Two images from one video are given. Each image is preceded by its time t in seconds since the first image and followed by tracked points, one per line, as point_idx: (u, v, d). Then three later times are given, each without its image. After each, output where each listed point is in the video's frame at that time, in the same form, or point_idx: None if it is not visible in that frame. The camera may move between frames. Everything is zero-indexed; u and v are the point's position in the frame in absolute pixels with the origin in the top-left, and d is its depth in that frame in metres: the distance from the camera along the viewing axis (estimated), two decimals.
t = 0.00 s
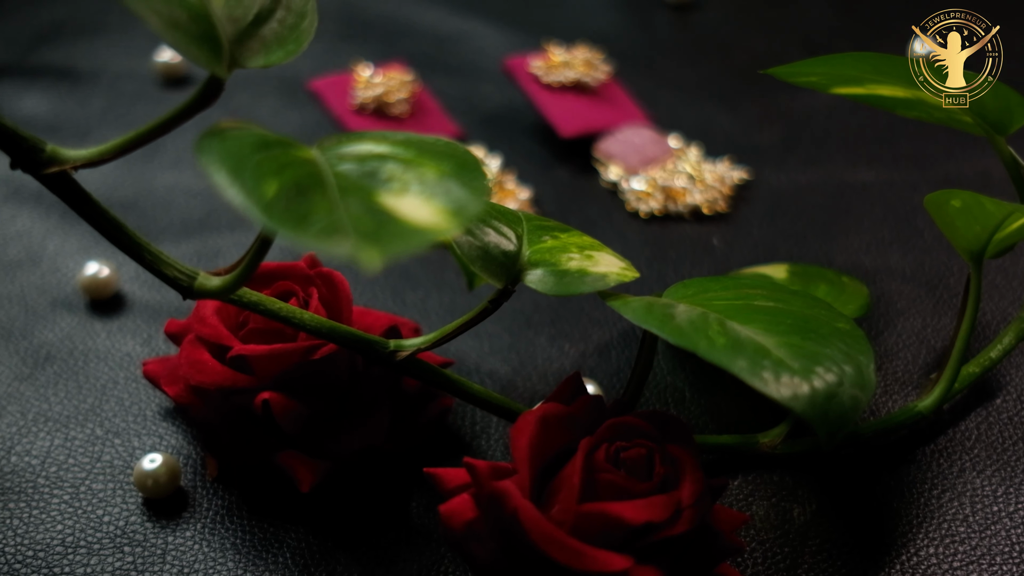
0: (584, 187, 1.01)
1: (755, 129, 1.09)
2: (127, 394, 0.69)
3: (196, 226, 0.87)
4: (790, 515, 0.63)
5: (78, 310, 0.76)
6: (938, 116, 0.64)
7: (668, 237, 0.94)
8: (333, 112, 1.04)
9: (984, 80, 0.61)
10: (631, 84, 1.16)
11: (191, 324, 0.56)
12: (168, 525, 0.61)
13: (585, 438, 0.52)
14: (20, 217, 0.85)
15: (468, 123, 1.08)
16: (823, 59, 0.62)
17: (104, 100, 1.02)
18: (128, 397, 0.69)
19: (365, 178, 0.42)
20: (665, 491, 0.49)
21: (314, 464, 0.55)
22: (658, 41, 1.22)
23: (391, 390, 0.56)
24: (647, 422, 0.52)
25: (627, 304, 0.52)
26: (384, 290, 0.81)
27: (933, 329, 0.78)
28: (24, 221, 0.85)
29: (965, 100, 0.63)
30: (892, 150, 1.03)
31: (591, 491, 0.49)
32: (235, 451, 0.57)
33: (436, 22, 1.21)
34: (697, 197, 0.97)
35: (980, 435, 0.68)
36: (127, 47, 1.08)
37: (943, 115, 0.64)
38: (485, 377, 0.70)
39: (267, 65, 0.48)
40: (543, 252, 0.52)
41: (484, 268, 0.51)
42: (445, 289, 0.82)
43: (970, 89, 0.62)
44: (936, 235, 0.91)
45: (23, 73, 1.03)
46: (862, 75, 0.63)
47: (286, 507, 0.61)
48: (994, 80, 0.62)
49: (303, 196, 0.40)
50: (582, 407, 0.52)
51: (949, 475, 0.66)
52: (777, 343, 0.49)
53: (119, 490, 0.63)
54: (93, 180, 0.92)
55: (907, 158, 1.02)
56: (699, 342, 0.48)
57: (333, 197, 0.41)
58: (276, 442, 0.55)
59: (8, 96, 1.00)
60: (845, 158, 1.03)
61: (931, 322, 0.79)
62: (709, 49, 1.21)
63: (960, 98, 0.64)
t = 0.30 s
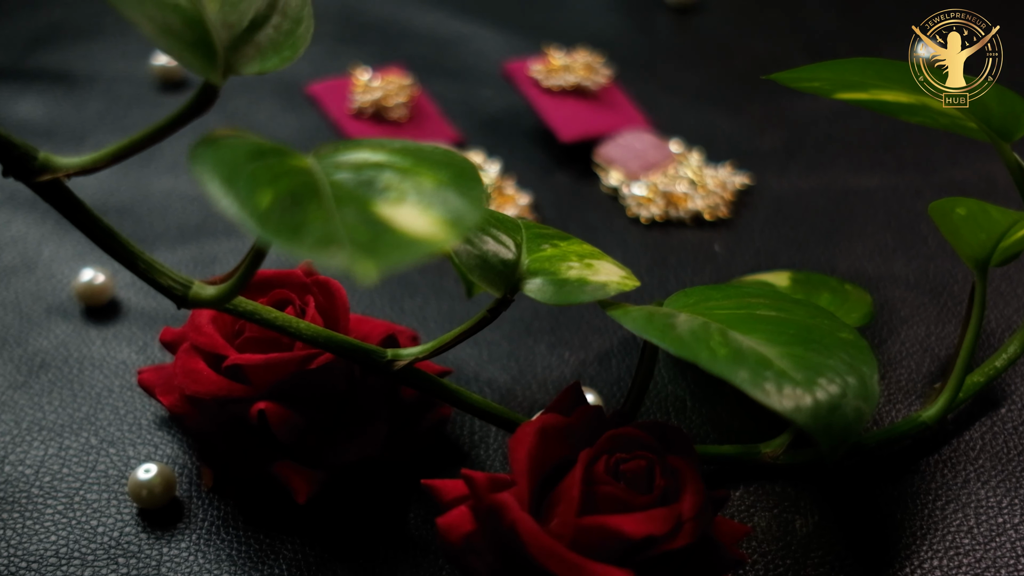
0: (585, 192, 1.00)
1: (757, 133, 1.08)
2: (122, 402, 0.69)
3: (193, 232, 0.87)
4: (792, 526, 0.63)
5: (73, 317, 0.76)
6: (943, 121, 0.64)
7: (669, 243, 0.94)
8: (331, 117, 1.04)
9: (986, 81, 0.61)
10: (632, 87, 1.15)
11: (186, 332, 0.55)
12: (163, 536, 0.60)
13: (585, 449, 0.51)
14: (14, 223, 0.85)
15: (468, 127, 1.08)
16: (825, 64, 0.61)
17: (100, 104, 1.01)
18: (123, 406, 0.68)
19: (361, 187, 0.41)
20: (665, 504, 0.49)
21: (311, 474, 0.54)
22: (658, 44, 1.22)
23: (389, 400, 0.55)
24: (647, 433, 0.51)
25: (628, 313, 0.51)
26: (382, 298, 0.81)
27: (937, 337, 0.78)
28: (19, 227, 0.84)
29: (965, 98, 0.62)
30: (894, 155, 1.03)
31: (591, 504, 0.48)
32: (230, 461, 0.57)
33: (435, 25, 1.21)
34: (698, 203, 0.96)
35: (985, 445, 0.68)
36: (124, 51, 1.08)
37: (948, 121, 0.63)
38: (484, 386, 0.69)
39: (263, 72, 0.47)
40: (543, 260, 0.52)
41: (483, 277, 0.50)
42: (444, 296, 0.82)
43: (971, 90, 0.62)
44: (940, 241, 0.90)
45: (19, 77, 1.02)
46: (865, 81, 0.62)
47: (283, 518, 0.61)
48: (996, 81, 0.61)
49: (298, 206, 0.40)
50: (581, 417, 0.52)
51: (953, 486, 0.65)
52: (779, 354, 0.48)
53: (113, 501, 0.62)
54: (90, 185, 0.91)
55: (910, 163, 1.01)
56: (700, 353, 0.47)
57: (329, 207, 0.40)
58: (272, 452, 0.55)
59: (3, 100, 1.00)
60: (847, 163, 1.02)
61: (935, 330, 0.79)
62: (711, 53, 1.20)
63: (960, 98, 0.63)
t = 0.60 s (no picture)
0: (585, 198, 1.00)
1: (758, 138, 1.08)
2: (116, 413, 0.68)
3: (189, 239, 0.86)
4: (795, 539, 0.62)
5: (67, 325, 0.75)
6: (948, 130, 0.63)
7: (670, 250, 0.93)
8: (328, 122, 1.03)
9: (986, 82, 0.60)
10: (632, 91, 1.14)
11: (180, 343, 0.54)
12: (157, 549, 0.60)
13: (584, 463, 0.50)
14: (8, 229, 0.84)
15: (467, 132, 1.07)
16: (830, 71, 0.60)
17: (96, 108, 1.00)
18: (118, 416, 0.68)
19: (357, 200, 0.41)
20: (666, 519, 0.48)
21: (306, 487, 0.53)
22: (659, 48, 1.21)
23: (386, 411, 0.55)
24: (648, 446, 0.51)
25: (628, 325, 0.50)
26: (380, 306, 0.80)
27: (941, 347, 0.77)
28: (12, 233, 0.84)
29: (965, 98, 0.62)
30: (898, 161, 1.02)
31: (590, 519, 0.47)
32: (225, 474, 0.56)
33: (434, 29, 1.20)
34: (700, 209, 0.96)
35: (990, 457, 0.67)
36: (120, 55, 1.07)
37: (954, 130, 0.63)
38: (482, 397, 0.69)
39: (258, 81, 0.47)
40: (542, 271, 0.51)
41: (480, 288, 0.49)
42: (442, 304, 0.81)
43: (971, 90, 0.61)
44: (945, 249, 0.90)
45: (14, 82, 1.01)
46: (869, 88, 0.61)
47: (278, 531, 0.60)
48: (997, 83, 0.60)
49: (292, 219, 0.39)
50: (581, 430, 0.51)
51: (957, 499, 0.64)
52: (782, 367, 0.48)
53: (107, 513, 0.62)
54: (85, 191, 0.90)
55: (914, 169, 1.01)
56: (702, 366, 0.47)
57: (323, 219, 0.39)
58: (267, 464, 0.54)
59: None
60: (850, 169, 1.02)
61: (939, 340, 0.78)
62: (712, 57, 1.19)
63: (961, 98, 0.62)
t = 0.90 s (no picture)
0: (586, 204, 0.99)
1: (760, 143, 1.07)
2: (111, 421, 0.67)
3: (186, 245, 0.85)
4: (798, 551, 0.61)
5: (63, 333, 0.75)
6: (954, 136, 0.63)
7: (672, 256, 0.92)
8: (327, 126, 1.02)
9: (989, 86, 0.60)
10: (633, 96, 1.14)
11: (176, 351, 0.54)
12: (152, 560, 0.59)
13: (584, 475, 0.50)
14: (3, 234, 0.83)
15: (467, 137, 1.06)
16: (834, 78, 0.59)
17: (93, 113, 1.00)
18: (113, 425, 0.67)
19: (353, 210, 0.40)
20: (667, 533, 0.47)
21: (304, 498, 0.53)
22: (660, 51, 1.20)
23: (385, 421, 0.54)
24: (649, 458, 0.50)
25: (629, 335, 0.49)
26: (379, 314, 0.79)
27: (946, 356, 0.76)
28: (7, 239, 0.83)
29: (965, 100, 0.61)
30: (901, 166, 1.01)
31: (591, 533, 0.47)
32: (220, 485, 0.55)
33: (434, 32, 1.19)
34: (702, 215, 0.95)
35: (995, 468, 0.66)
36: (117, 58, 1.06)
37: (959, 137, 0.62)
38: (482, 406, 0.68)
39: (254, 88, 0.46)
40: (542, 280, 0.50)
41: (479, 298, 0.49)
42: (441, 312, 0.80)
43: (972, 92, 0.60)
44: (950, 256, 0.89)
45: (11, 86, 1.01)
46: (874, 94, 0.61)
47: (275, 542, 0.60)
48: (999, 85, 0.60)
49: (287, 230, 0.38)
50: (581, 441, 0.50)
51: (963, 511, 0.63)
52: (785, 379, 0.47)
53: (102, 524, 0.61)
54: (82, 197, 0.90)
55: (917, 175, 1.00)
56: (704, 378, 0.46)
57: (319, 230, 0.39)
58: (264, 475, 0.53)
59: None
60: (854, 174, 1.01)
61: (944, 348, 0.77)
62: (714, 60, 1.19)
63: (962, 99, 0.62)
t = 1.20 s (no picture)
0: (587, 207, 0.98)
1: (763, 146, 1.06)
2: (106, 428, 0.67)
3: (182, 249, 0.85)
4: (801, 562, 0.61)
5: (58, 338, 0.74)
6: (961, 141, 0.62)
7: (674, 261, 0.91)
8: (325, 128, 1.01)
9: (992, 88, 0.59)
10: (635, 97, 1.13)
11: (171, 358, 0.53)
12: (147, 570, 0.58)
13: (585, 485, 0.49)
14: None
15: (467, 139, 1.05)
16: (840, 81, 0.58)
17: (90, 114, 0.99)
18: (108, 432, 0.67)
19: (350, 219, 0.39)
20: (669, 544, 0.46)
21: (300, 508, 0.52)
22: (662, 52, 1.19)
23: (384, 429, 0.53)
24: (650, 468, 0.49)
25: (630, 344, 0.49)
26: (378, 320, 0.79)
27: (951, 363, 0.76)
28: (2, 242, 0.82)
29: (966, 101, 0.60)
30: (906, 170, 1.00)
31: (591, 545, 0.46)
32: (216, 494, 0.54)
33: (434, 33, 1.18)
34: (704, 220, 0.94)
35: (1002, 478, 0.65)
36: (115, 59, 1.06)
37: (967, 142, 0.61)
38: (481, 413, 0.67)
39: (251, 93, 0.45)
40: (542, 288, 0.50)
41: (479, 306, 0.48)
42: (440, 317, 0.79)
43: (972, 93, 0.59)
44: (955, 261, 0.88)
45: (7, 87, 1.00)
46: (880, 98, 0.60)
47: (271, 552, 0.59)
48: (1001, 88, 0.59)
49: (283, 240, 0.37)
50: (581, 451, 0.49)
51: (969, 521, 0.63)
52: (789, 389, 0.46)
53: (96, 532, 0.60)
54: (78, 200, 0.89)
55: (922, 178, 0.99)
56: (707, 388, 0.45)
57: (315, 239, 0.38)
58: (260, 485, 0.52)
59: None
60: (858, 178, 1.00)
61: (950, 355, 0.77)
62: (716, 62, 1.18)
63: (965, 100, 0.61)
